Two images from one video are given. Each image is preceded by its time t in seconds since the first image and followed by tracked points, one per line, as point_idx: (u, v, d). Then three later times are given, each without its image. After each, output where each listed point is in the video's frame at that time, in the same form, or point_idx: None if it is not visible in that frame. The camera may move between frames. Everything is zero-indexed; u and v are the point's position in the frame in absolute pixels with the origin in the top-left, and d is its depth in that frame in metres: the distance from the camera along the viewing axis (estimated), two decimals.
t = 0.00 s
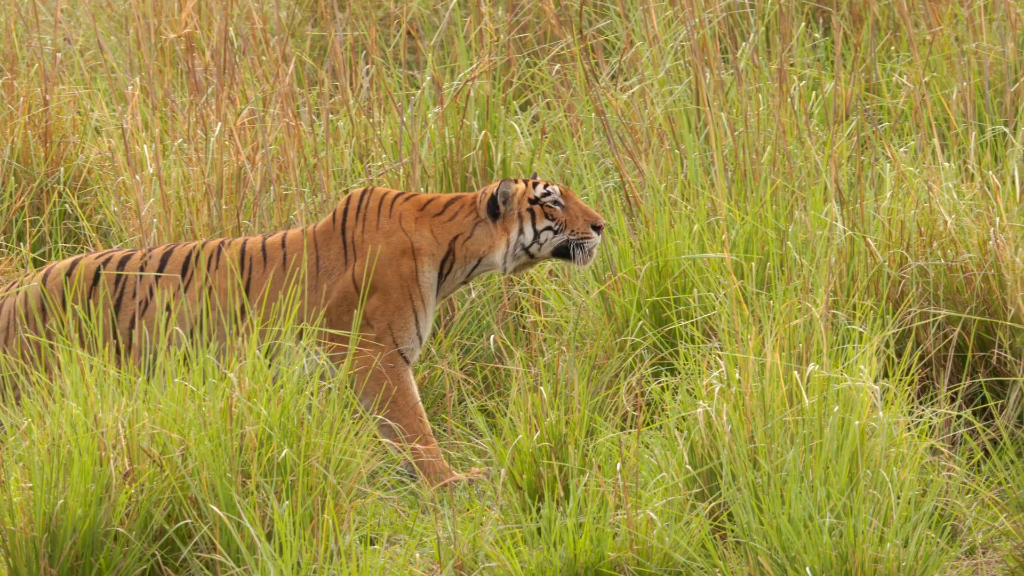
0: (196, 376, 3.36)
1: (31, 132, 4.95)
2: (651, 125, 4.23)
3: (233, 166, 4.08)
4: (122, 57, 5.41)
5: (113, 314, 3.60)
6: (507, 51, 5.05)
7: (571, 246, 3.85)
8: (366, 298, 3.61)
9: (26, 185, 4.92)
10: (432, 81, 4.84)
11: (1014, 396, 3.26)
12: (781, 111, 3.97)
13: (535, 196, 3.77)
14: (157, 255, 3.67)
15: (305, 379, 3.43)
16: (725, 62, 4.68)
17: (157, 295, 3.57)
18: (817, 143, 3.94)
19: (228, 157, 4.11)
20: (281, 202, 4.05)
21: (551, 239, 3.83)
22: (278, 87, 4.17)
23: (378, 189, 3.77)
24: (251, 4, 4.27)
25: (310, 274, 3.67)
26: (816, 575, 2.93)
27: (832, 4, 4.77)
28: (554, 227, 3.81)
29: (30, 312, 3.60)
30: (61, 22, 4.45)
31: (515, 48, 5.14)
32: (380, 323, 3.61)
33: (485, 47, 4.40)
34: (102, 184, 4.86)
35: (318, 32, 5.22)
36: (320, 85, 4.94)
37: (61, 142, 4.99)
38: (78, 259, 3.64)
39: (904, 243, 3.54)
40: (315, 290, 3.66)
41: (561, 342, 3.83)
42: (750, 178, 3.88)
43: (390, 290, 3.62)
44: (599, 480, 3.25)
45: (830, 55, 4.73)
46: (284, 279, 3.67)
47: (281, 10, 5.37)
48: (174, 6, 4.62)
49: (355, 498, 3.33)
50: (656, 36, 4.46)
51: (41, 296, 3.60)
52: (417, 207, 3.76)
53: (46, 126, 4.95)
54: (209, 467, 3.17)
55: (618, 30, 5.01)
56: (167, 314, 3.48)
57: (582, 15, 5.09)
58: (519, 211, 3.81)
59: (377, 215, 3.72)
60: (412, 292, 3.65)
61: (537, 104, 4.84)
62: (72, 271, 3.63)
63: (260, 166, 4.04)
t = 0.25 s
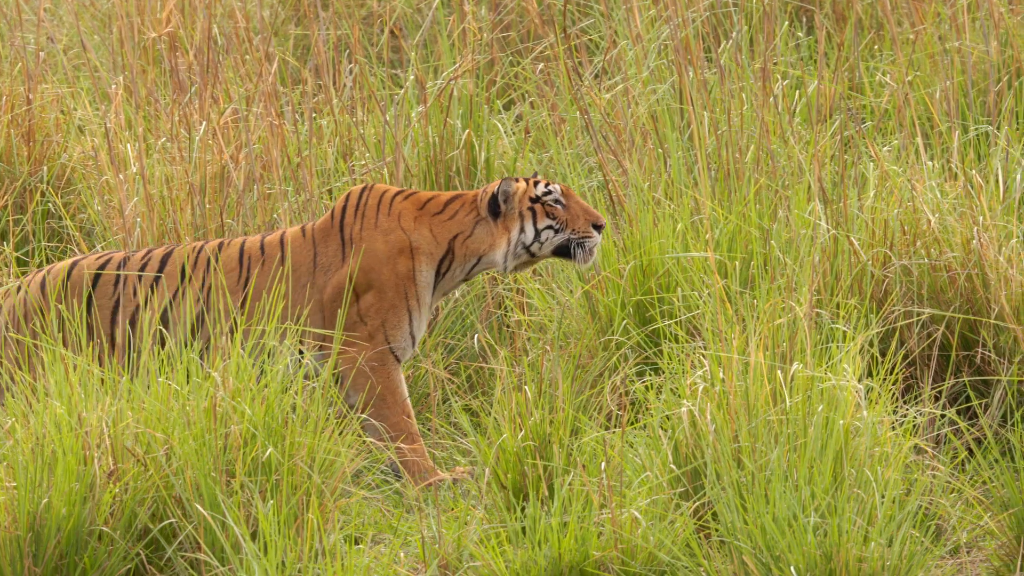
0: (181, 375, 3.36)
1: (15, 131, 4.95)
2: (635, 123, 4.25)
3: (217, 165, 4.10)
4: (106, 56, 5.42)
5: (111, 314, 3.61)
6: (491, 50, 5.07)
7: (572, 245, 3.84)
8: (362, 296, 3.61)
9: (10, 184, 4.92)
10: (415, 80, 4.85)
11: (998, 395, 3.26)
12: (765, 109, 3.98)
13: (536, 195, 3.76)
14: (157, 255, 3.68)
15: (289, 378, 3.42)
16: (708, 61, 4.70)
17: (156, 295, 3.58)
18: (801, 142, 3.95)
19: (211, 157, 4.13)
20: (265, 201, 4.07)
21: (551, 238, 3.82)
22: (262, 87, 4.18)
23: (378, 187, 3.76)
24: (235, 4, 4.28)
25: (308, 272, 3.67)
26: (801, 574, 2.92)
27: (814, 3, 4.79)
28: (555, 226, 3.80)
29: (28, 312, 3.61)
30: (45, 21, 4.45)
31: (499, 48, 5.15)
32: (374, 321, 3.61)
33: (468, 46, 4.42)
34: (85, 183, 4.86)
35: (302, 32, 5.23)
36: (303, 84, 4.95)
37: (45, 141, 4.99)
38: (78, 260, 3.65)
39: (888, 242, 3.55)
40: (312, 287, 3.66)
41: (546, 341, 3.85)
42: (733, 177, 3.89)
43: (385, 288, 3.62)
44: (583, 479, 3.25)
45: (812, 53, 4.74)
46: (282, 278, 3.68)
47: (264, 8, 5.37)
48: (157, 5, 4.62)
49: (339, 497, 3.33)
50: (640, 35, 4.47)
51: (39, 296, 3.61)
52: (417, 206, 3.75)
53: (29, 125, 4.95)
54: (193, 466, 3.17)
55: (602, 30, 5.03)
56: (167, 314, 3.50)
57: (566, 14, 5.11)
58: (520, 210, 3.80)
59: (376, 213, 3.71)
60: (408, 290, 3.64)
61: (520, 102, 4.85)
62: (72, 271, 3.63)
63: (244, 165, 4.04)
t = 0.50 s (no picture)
0: (170, 373, 3.36)
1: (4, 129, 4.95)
2: (625, 121, 4.26)
3: (207, 163, 4.15)
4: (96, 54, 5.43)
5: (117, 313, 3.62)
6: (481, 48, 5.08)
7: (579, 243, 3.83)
8: (363, 291, 3.60)
9: None
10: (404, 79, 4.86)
11: (987, 392, 3.27)
12: (754, 107, 3.98)
13: (544, 193, 3.76)
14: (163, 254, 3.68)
15: (278, 376, 3.42)
16: (698, 58, 4.71)
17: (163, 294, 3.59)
18: (790, 139, 3.96)
19: (201, 154, 4.17)
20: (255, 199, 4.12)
21: (559, 236, 3.81)
22: (251, 84, 4.18)
23: (384, 184, 3.76)
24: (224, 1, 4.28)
25: (312, 268, 3.67)
26: (790, 571, 2.93)
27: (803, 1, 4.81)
28: (563, 223, 3.80)
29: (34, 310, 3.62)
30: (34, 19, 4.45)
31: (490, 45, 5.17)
32: (374, 317, 3.60)
33: (458, 44, 4.42)
34: (75, 181, 4.87)
35: (292, 30, 5.24)
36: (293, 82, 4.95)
37: (35, 139, 4.99)
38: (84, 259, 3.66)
39: (877, 239, 3.55)
40: (313, 283, 3.65)
41: (536, 339, 3.87)
42: (723, 175, 3.90)
43: (387, 285, 3.61)
44: (572, 476, 3.26)
45: (801, 50, 4.76)
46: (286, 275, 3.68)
47: (254, 6, 5.38)
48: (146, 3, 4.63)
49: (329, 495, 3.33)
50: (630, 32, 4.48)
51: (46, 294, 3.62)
52: (422, 203, 3.74)
53: (19, 123, 4.96)
54: (182, 464, 3.17)
55: (591, 27, 5.03)
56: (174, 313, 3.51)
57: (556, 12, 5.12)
58: (528, 207, 3.80)
59: (381, 209, 3.71)
60: (410, 287, 3.63)
61: (511, 100, 4.87)
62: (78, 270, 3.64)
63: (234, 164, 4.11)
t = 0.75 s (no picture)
0: (164, 367, 3.36)
1: None
2: (619, 115, 4.27)
3: (201, 157, 4.18)
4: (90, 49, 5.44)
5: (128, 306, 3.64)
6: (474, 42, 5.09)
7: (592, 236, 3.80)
8: (365, 284, 3.61)
9: None
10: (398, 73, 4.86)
11: (980, 387, 3.28)
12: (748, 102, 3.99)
13: (556, 185, 3.74)
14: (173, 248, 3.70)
15: (272, 371, 3.42)
16: (691, 53, 4.72)
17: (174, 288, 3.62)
18: (783, 134, 3.97)
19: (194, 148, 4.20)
20: (248, 193, 4.16)
21: (571, 228, 3.79)
22: (244, 79, 4.19)
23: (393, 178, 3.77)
24: None
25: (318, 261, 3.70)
26: (784, 566, 2.93)
27: None
28: (574, 216, 3.77)
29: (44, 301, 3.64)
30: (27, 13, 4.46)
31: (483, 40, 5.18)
32: (375, 310, 3.61)
33: (451, 39, 4.43)
34: (69, 176, 4.88)
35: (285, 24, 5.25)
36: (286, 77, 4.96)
37: (28, 133, 4.99)
38: (95, 252, 3.69)
39: (871, 234, 3.55)
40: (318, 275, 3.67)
41: (530, 333, 3.90)
42: (717, 169, 3.90)
43: (390, 278, 3.62)
44: (566, 471, 3.26)
45: (793, 44, 4.77)
46: (294, 268, 3.71)
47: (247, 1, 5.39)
48: None
49: (322, 489, 3.33)
50: (623, 27, 4.49)
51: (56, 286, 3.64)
52: (430, 196, 3.75)
53: (12, 117, 4.96)
54: (176, 459, 3.16)
55: (585, 22, 5.05)
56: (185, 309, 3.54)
57: (550, 6, 5.13)
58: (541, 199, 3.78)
59: (388, 203, 3.72)
60: (413, 282, 3.65)
61: (504, 94, 4.88)
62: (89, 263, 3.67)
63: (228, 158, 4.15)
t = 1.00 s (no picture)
0: (154, 357, 3.36)
1: None
2: (609, 105, 4.28)
3: (192, 148, 4.20)
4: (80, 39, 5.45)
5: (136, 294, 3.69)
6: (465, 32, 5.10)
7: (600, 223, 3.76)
8: (365, 272, 3.61)
9: None
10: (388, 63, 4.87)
11: (970, 376, 3.28)
12: (738, 91, 3.98)
13: (562, 170, 3.71)
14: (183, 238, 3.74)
15: (262, 361, 3.42)
16: (682, 42, 4.72)
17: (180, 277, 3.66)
18: (774, 123, 3.97)
19: (185, 138, 4.22)
20: (238, 183, 4.18)
21: (578, 214, 3.76)
22: (235, 69, 4.20)
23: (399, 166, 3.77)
24: None
25: (323, 249, 3.71)
26: (774, 555, 2.92)
27: None
28: (581, 202, 3.74)
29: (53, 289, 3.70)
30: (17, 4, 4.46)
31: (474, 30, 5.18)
32: (374, 298, 3.61)
33: (441, 29, 4.43)
34: (60, 166, 4.88)
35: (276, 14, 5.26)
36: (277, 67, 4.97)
37: (19, 123, 5.00)
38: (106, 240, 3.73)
39: (861, 224, 3.55)
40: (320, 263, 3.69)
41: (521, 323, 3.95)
42: (708, 159, 3.90)
43: (390, 266, 3.62)
44: (557, 461, 3.26)
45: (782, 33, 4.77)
46: (300, 257, 3.73)
47: None
48: None
49: (312, 480, 3.33)
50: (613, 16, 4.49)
51: (65, 274, 3.69)
52: (435, 184, 3.74)
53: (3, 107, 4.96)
54: (166, 448, 3.16)
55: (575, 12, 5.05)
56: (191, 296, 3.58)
57: None
58: (548, 185, 3.75)
59: (392, 191, 3.72)
60: (414, 270, 3.63)
61: (494, 84, 4.88)
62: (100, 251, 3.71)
63: (218, 148, 4.17)
